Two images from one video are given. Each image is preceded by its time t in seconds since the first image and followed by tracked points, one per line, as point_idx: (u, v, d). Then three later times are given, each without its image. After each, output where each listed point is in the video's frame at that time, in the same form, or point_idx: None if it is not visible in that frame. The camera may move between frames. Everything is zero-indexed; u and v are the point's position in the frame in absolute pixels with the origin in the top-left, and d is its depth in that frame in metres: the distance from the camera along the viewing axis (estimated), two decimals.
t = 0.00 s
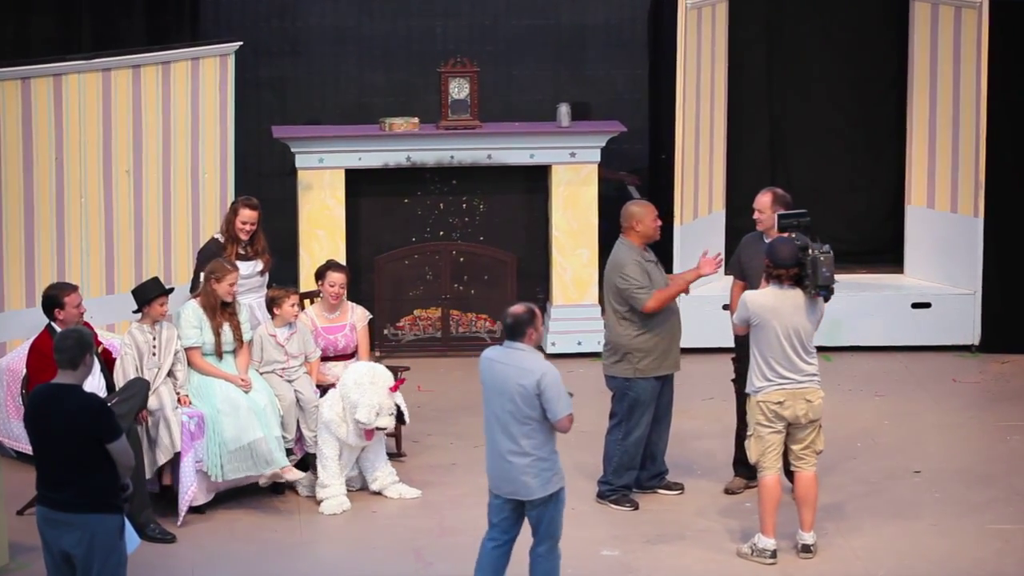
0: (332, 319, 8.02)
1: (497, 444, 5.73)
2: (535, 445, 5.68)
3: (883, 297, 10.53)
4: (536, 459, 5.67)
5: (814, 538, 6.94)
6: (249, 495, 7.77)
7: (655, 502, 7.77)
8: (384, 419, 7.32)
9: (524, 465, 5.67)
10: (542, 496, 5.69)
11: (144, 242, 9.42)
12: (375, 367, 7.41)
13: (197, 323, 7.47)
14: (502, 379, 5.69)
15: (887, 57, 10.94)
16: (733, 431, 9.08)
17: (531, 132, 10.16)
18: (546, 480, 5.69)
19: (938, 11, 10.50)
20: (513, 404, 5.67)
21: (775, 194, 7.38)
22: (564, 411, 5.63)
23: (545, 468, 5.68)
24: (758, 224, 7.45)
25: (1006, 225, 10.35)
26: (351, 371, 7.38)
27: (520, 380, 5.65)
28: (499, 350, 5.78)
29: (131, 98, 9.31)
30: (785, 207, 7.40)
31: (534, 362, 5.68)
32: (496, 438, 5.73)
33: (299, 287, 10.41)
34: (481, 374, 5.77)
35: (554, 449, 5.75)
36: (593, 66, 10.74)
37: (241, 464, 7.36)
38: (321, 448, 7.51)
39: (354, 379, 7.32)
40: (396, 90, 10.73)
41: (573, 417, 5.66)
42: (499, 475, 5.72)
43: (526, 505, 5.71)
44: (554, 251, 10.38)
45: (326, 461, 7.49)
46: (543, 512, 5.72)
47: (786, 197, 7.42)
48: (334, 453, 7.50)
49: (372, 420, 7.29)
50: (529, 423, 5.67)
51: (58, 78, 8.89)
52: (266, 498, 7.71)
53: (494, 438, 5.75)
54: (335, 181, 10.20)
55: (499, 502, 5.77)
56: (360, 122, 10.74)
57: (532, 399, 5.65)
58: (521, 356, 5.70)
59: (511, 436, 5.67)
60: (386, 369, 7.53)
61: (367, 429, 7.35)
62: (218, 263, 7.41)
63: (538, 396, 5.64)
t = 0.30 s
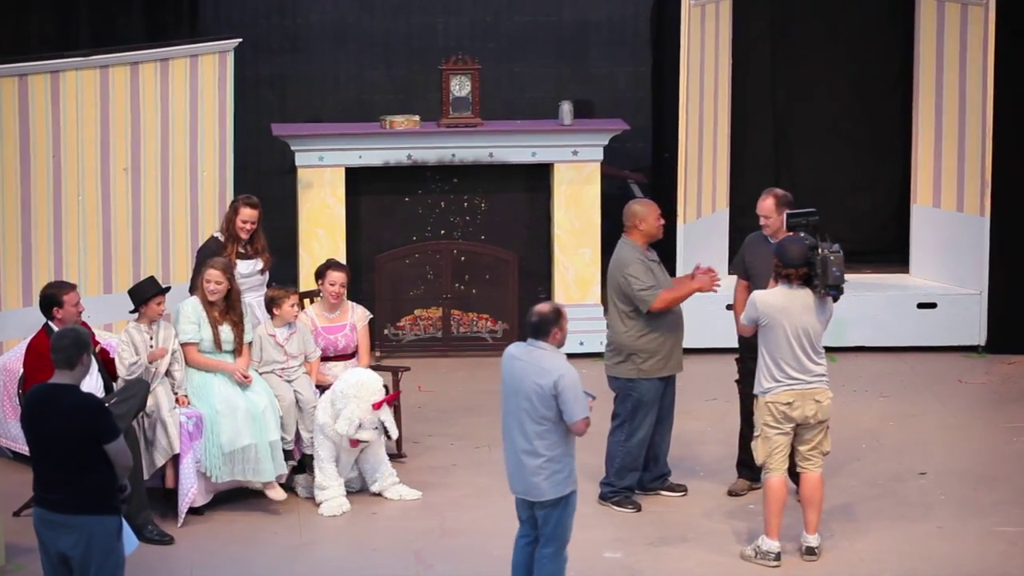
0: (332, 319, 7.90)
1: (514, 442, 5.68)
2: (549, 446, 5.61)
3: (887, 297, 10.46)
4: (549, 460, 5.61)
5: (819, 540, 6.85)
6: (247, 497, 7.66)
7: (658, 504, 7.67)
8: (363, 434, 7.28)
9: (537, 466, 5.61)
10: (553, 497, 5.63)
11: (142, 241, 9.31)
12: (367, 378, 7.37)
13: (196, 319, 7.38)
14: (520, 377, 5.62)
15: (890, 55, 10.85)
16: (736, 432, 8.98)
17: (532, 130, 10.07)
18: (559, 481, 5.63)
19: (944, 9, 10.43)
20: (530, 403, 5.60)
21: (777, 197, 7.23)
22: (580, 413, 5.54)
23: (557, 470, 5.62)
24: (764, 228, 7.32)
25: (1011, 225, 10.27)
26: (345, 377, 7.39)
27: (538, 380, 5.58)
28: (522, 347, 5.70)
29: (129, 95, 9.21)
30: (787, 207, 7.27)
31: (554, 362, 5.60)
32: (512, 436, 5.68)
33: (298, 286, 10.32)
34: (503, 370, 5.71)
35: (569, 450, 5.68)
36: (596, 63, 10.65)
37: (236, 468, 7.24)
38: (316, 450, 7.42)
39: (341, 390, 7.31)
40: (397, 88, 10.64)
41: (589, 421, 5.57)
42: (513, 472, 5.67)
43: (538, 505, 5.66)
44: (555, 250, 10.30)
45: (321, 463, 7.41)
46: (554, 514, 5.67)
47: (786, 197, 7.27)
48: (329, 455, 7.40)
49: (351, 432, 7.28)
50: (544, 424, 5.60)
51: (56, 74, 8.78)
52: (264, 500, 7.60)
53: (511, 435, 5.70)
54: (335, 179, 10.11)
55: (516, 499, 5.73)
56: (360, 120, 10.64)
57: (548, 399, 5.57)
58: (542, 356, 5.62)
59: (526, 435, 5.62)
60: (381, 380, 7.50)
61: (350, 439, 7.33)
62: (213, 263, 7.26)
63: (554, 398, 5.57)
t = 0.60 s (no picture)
0: (333, 318, 7.80)
1: (521, 441, 5.60)
2: (555, 446, 5.52)
3: (893, 297, 10.39)
4: (554, 461, 5.52)
5: (825, 543, 6.75)
6: (246, 498, 7.55)
7: (662, 506, 7.57)
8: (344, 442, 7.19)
9: (542, 467, 5.53)
10: (557, 499, 5.54)
11: (142, 241, 9.20)
12: (356, 383, 7.22)
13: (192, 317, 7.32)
14: (529, 376, 5.54)
15: (897, 53, 10.80)
16: (741, 433, 8.88)
17: (535, 128, 9.98)
18: (564, 483, 5.53)
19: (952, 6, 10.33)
20: (537, 403, 5.52)
21: (783, 195, 7.14)
22: (586, 416, 5.44)
23: (563, 472, 5.52)
24: (769, 226, 7.21)
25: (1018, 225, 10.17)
26: (340, 377, 7.27)
27: (545, 380, 5.49)
28: (534, 346, 5.61)
29: (129, 91, 9.09)
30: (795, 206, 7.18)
31: (563, 363, 5.50)
32: (520, 434, 5.60)
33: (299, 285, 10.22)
34: (514, 369, 5.63)
35: (577, 451, 5.58)
36: (600, 60, 10.57)
37: (236, 467, 7.15)
38: (315, 451, 7.30)
39: (328, 391, 7.21)
40: (399, 85, 10.54)
41: (596, 424, 5.46)
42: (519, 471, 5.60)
43: (543, 505, 5.58)
44: (559, 249, 10.20)
45: (322, 465, 7.29)
46: (559, 515, 5.58)
47: (794, 195, 7.20)
48: (328, 457, 7.28)
49: (334, 436, 7.19)
50: (550, 425, 5.51)
51: (55, 71, 8.69)
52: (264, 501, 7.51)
53: (519, 434, 5.61)
54: (337, 177, 10.01)
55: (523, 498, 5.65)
56: (362, 118, 10.55)
57: (555, 399, 5.48)
58: (552, 356, 5.53)
59: (532, 435, 5.53)
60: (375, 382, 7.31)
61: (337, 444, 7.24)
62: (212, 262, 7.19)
63: (561, 399, 5.47)
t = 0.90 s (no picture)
0: (337, 318, 7.71)
1: (537, 443, 5.52)
2: (572, 446, 5.44)
3: (899, 298, 10.33)
4: (571, 461, 5.44)
5: (833, 545, 6.67)
6: (248, 500, 7.47)
7: (668, 507, 7.49)
8: (349, 416, 7.05)
9: (560, 467, 5.45)
10: (575, 500, 5.46)
11: (144, 241, 9.10)
12: (346, 369, 7.24)
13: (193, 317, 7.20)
14: (544, 376, 5.47)
15: (906, 50, 10.73)
16: (748, 434, 8.80)
17: (540, 126, 9.91)
18: (582, 483, 5.45)
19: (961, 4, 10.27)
20: (554, 403, 5.44)
21: (793, 193, 7.05)
22: (604, 414, 5.37)
23: (581, 472, 5.45)
24: (775, 224, 7.11)
25: None
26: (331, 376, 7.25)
27: (561, 379, 5.42)
28: (547, 346, 5.54)
29: (131, 90, 9.01)
30: (802, 205, 7.09)
31: (579, 362, 5.43)
32: (535, 435, 5.52)
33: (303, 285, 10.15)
34: (528, 370, 5.56)
35: (594, 451, 5.51)
36: (606, 58, 10.49)
37: (239, 467, 7.06)
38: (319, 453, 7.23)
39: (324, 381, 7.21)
40: (403, 83, 10.47)
41: (613, 421, 5.40)
42: (535, 473, 5.52)
43: (560, 507, 5.50)
44: (565, 249, 10.13)
45: (325, 466, 7.20)
46: (576, 516, 5.50)
47: (804, 193, 7.09)
48: (333, 457, 7.21)
49: (336, 415, 7.07)
50: (567, 424, 5.44)
51: (56, 70, 8.62)
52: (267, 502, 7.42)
53: (535, 435, 5.54)
54: (341, 176, 9.94)
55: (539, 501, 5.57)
56: (366, 117, 10.47)
57: (572, 399, 5.41)
58: (567, 355, 5.46)
59: (549, 435, 5.45)
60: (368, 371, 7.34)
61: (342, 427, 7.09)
62: (212, 262, 7.09)
63: (578, 398, 5.40)
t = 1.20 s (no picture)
0: (341, 317, 7.62)
1: (560, 441, 5.47)
2: (597, 442, 5.41)
3: (906, 297, 10.26)
4: (597, 457, 5.40)
5: (840, 546, 6.60)
6: (251, 500, 7.41)
7: (675, 508, 7.41)
8: (350, 409, 6.98)
9: (586, 464, 5.40)
10: (602, 496, 5.42)
11: (147, 241, 8.99)
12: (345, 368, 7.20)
13: (195, 318, 7.16)
14: (563, 372, 5.42)
15: (916, 48, 10.66)
16: (755, 435, 8.73)
17: (546, 124, 9.84)
18: (608, 478, 5.42)
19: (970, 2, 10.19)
20: (576, 400, 5.40)
21: (800, 192, 6.98)
22: (627, 406, 5.34)
23: (607, 468, 5.42)
24: (782, 221, 7.06)
25: None
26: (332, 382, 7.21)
27: (582, 375, 5.37)
28: (564, 342, 5.50)
29: (133, 87, 8.89)
30: (810, 204, 7.02)
31: (598, 356, 5.40)
32: (557, 433, 5.47)
33: (307, 283, 10.08)
34: (545, 368, 5.51)
35: (617, 446, 5.48)
36: (612, 56, 10.43)
37: (241, 467, 6.98)
38: (322, 452, 7.16)
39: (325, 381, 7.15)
40: (408, 80, 10.41)
41: (637, 412, 5.37)
42: (558, 471, 5.47)
43: (586, 504, 5.46)
44: (570, 248, 10.06)
45: (329, 465, 7.14)
46: (602, 513, 5.47)
47: (812, 192, 7.03)
48: (337, 457, 7.14)
49: (336, 408, 7.01)
50: (590, 420, 5.40)
51: (58, 66, 8.53)
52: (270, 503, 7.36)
53: (556, 433, 5.49)
54: (345, 173, 9.88)
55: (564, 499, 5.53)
56: (370, 114, 10.41)
57: (594, 394, 5.37)
58: (586, 350, 5.42)
59: (572, 432, 5.41)
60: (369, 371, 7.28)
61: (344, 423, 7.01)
62: (214, 261, 7.03)
63: (600, 392, 5.36)
